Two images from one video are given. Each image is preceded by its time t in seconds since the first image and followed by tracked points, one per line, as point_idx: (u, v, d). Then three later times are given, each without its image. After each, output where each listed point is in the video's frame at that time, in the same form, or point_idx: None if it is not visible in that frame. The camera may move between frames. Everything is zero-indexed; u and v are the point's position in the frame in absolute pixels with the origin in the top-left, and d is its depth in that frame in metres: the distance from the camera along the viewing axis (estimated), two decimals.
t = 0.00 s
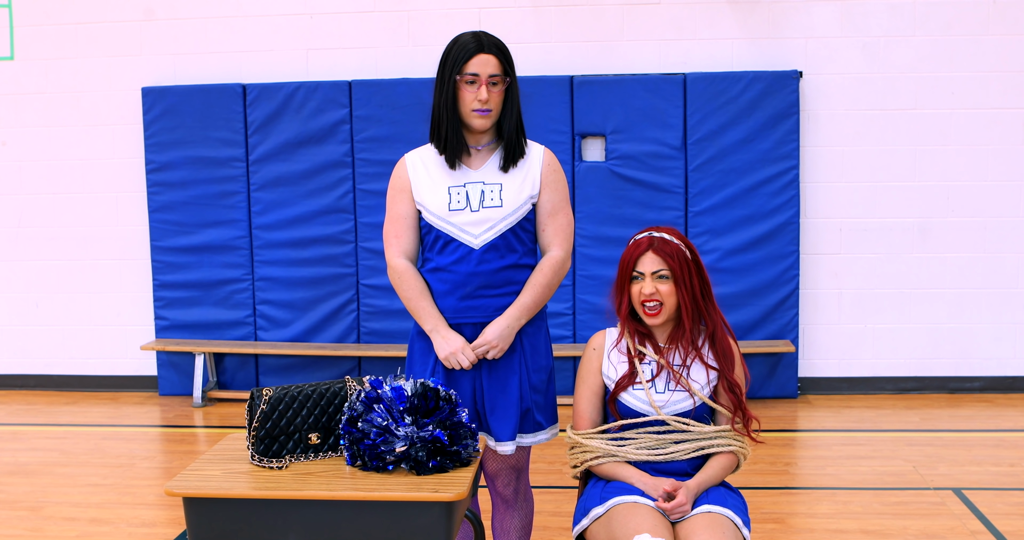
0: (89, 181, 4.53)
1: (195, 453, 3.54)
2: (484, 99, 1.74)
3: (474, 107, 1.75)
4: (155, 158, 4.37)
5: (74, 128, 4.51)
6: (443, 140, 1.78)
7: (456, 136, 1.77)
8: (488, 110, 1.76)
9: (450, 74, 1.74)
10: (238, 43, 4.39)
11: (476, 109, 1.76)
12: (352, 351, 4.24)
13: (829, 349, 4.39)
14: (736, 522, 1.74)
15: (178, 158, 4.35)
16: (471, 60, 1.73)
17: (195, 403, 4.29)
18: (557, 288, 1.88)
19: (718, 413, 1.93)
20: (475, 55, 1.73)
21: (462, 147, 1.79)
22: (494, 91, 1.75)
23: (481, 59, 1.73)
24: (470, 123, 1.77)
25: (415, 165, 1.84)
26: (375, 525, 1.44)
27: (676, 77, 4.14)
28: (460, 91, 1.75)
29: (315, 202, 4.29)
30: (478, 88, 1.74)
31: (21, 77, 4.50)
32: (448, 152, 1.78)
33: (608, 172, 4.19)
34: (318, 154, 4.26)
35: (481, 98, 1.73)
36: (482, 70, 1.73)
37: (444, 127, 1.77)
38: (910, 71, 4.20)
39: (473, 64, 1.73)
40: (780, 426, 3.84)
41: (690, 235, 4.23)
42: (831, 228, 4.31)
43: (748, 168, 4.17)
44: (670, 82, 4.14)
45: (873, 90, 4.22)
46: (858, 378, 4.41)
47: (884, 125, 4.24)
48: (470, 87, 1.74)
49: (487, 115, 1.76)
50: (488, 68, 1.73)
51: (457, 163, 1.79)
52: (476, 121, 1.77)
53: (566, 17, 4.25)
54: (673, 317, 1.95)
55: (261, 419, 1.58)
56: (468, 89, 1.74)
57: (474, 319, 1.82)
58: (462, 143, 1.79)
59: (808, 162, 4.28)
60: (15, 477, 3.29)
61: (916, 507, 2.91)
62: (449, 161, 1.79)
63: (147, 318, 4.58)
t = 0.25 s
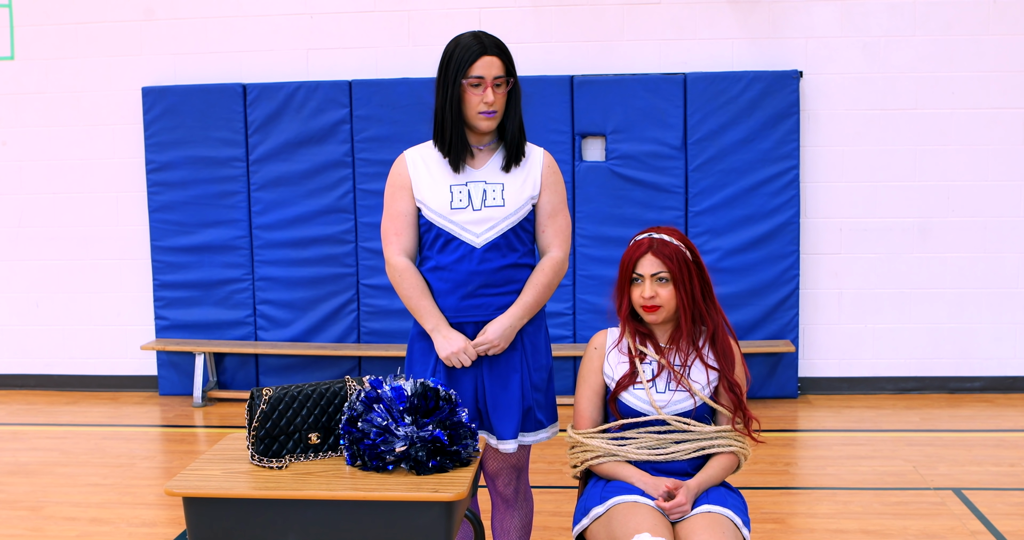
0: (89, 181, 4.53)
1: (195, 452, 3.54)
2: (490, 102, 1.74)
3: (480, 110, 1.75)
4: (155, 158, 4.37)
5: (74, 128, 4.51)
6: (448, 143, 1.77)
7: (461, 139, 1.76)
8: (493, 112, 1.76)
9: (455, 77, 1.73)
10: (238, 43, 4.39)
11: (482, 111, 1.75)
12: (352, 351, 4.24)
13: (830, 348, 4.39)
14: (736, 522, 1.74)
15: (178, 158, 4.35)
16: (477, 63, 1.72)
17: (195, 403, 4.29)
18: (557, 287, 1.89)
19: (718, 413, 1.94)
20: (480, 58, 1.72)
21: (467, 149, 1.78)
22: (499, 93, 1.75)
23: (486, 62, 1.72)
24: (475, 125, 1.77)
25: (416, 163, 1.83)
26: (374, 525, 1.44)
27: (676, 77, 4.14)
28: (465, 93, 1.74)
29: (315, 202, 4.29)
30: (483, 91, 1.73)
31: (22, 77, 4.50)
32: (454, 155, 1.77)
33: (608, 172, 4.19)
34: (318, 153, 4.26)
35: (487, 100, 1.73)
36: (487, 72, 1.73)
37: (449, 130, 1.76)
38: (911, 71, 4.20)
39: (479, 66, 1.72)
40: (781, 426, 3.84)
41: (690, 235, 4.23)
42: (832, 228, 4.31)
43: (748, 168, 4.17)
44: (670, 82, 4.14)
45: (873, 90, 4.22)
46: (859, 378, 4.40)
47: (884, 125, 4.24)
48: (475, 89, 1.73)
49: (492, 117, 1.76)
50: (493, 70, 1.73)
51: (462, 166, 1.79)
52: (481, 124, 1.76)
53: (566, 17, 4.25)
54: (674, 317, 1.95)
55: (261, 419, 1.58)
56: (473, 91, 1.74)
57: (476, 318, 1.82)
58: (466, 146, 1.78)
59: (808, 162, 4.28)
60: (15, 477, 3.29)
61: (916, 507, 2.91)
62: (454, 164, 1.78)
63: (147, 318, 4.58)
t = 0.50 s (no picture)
0: (90, 181, 4.54)
1: (196, 453, 3.55)
2: (494, 104, 1.74)
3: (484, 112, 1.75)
4: (156, 158, 4.37)
5: (74, 128, 4.51)
6: (453, 146, 1.77)
7: (466, 141, 1.76)
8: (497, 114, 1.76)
9: (459, 78, 1.73)
10: (239, 43, 4.39)
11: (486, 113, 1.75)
12: (353, 351, 4.24)
13: (830, 349, 4.39)
14: (736, 522, 1.74)
15: (178, 158, 4.35)
16: (481, 65, 1.72)
17: (196, 403, 4.29)
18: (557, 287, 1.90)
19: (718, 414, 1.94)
20: (484, 60, 1.72)
21: (471, 151, 1.78)
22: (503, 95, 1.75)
23: (491, 64, 1.72)
24: (479, 127, 1.77)
25: (417, 162, 1.82)
26: (375, 525, 1.45)
27: (677, 78, 4.15)
28: (469, 95, 1.74)
29: (316, 202, 4.29)
30: (488, 93, 1.73)
31: (23, 77, 4.50)
32: (458, 157, 1.77)
33: (609, 173, 4.19)
34: (319, 154, 4.27)
35: (492, 102, 1.73)
36: (492, 74, 1.73)
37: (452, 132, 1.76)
38: (911, 71, 4.20)
39: (483, 68, 1.72)
40: (781, 427, 3.84)
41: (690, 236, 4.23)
42: (832, 229, 4.31)
43: (749, 168, 4.17)
44: (671, 82, 4.15)
45: (874, 90, 4.22)
46: (859, 378, 4.40)
47: (885, 126, 4.24)
48: (480, 91, 1.73)
49: (496, 119, 1.76)
50: (497, 72, 1.73)
51: (467, 168, 1.79)
52: (486, 125, 1.76)
53: (567, 17, 4.25)
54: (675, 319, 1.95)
55: (262, 419, 1.58)
56: (477, 93, 1.73)
57: (479, 317, 1.82)
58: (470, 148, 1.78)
59: (809, 162, 4.28)
60: (16, 477, 3.29)
61: (916, 508, 2.91)
62: (458, 166, 1.78)
63: (148, 318, 4.58)
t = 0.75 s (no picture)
0: (91, 181, 4.54)
1: (197, 452, 3.55)
2: (492, 101, 1.74)
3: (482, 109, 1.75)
4: (157, 158, 4.37)
5: (75, 128, 4.51)
6: (452, 144, 1.76)
7: (465, 139, 1.76)
8: (495, 111, 1.76)
9: (458, 76, 1.73)
10: (240, 43, 4.39)
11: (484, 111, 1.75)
12: (354, 351, 4.24)
13: (831, 348, 4.39)
14: (738, 520, 1.74)
15: (179, 158, 4.35)
16: (479, 63, 1.72)
17: (197, 403, 4.29)
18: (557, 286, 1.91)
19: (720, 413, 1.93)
20: (482, 58, 1.73)
21: (470, 149, 1.78)
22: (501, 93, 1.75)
23: (489, 62, 1.73)
24: (477, 126, 1.77)
25: (417, 161, 1.81)
26: (376, 524, 1.45)
27: (678, 77, 4.14)
28: (467, 93, 1.74)
29: (317, 202, 4.29)
30: (486, 90, 1.73)
31: (24, 77, 4.50)
32: (457, 155, 1.77)
33: (610, 172, 4.19)
34: (320, 153, 4.27)
35: (490, 99, 1.73)
36: (490, 71, 1.73)
37: (451, 131, 1.76)
38: (913, 71, 4.20)
39: (481, 66, 1.72)
40: (782, 426, 3.83)
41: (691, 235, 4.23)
42: (833, 228, 4.31)
43: (750, 168, 4.17)
44: (671, 82, 4.14)
45: (875, 90, 4.22)
46: (860, 378, 4.40)
47: (886, 125, 4.24)
48: (477, 88, 1.73)
49: (494, 117, 1.76)
50: (495, 70, 1.74)
51: (466, 166, 1.78)
52: (484, 123, 1.76)
53: (568, 17, 4.25)
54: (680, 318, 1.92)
55: (263, 418, 1.58)
56: (475, 91, 1.74)
57: (480, 316, 1.82)
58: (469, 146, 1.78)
59: (810, 162, 4.28)
60: (17, 476, 3.30)
61: (917, 507, 2.90)
62: (457, 164, 1.78)
63: (149, 318, 4.58)
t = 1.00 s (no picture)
0: (92, 181, 4.54)
1: (198, 452, 3.55)
2: (489, 97, 1.74)
3: (479, 106, 1.75)
4: (158, 158, 4.37)
5: (76, 128, 4.51)
6: (448, 141, 1.77)
7: (461, 136, 1.76)
8: (492, 108, 1.76)
9: (453, 74, 1.74)
10: (241, 43, 4.39)
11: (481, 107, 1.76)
12: (355, 351, 4.24)
13: (832, 348, 4.39)
14: (740, 519, 1.74)
15: (180, 157, 4.35)
16: (475, 59, 1.73)
17: (197, 402, 4.29)
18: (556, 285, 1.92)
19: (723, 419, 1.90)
20: (478, 55, 1.74)
21: (467, 146, 1.78)
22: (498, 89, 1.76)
23: (484, 59, 1.73)
24: (474, 123, 1.77)
25: (417, 160, 1.80)
26: (377, 524, 1.44)
27: (679, 77, 4.14)
28: (463, 90, 1.75)
29: (318, 201, 4.29)
30: (482, 87, 1.74)
31: (25, 76, 4.50)
32: (454, 152, 1.77)
33: (611, 172, 4.19)
34: (321, 153, 4.27)
35: (486, 96, 1.74)
36: (486, 68, 1.74)
37: (448, 128, 1.76)
38: (914, 71, 4.19)
39: (477, 63, 1.73)
40: (783, 426, 3.83)
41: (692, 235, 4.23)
42: (834, 228, 4.31)
43: (751, 168, 4.17)
44: (673, 81, 4.14)
45: (876, 90, 4.22)
46: (861, 378, 4.40)
47: (887, 125, 4.23)
48: (473, 85, 1.74)
49: (491, 114, 1.77)
50: (491, 67, 1.74)
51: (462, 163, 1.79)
52: (481, 119, 1.76)
53: (569, 16, 4.25)
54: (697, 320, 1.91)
55: (264, 417, 1.58)
56: (471, 88, 1.74)
57: (480, 315, 1.83)
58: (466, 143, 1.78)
59: (811, 162, 4.28)
60: (18, 476, 3.30)
61: (918, 507, 2.90)
62: (454, 161, 1.78)
63: (150, 317, 4.58)
